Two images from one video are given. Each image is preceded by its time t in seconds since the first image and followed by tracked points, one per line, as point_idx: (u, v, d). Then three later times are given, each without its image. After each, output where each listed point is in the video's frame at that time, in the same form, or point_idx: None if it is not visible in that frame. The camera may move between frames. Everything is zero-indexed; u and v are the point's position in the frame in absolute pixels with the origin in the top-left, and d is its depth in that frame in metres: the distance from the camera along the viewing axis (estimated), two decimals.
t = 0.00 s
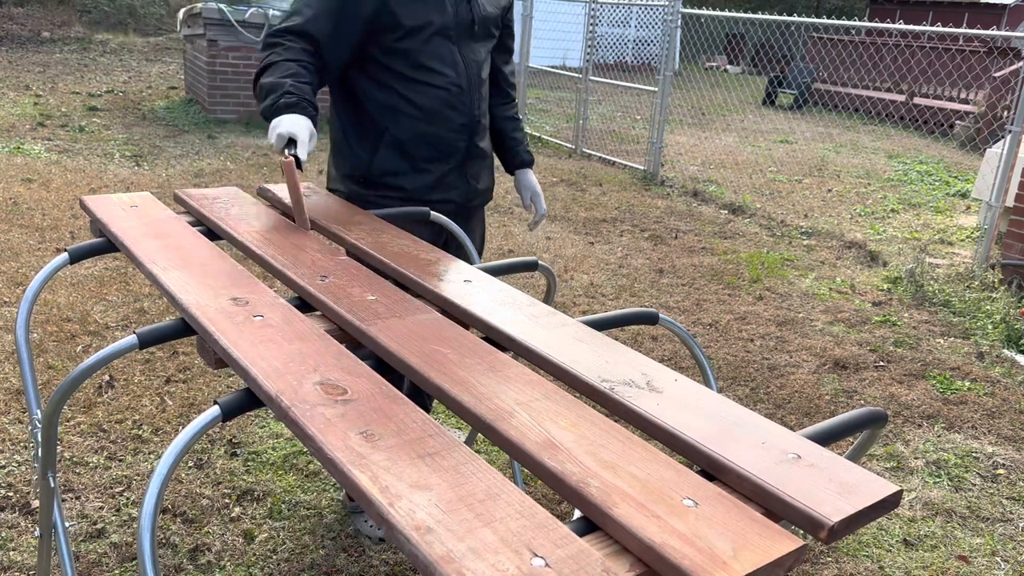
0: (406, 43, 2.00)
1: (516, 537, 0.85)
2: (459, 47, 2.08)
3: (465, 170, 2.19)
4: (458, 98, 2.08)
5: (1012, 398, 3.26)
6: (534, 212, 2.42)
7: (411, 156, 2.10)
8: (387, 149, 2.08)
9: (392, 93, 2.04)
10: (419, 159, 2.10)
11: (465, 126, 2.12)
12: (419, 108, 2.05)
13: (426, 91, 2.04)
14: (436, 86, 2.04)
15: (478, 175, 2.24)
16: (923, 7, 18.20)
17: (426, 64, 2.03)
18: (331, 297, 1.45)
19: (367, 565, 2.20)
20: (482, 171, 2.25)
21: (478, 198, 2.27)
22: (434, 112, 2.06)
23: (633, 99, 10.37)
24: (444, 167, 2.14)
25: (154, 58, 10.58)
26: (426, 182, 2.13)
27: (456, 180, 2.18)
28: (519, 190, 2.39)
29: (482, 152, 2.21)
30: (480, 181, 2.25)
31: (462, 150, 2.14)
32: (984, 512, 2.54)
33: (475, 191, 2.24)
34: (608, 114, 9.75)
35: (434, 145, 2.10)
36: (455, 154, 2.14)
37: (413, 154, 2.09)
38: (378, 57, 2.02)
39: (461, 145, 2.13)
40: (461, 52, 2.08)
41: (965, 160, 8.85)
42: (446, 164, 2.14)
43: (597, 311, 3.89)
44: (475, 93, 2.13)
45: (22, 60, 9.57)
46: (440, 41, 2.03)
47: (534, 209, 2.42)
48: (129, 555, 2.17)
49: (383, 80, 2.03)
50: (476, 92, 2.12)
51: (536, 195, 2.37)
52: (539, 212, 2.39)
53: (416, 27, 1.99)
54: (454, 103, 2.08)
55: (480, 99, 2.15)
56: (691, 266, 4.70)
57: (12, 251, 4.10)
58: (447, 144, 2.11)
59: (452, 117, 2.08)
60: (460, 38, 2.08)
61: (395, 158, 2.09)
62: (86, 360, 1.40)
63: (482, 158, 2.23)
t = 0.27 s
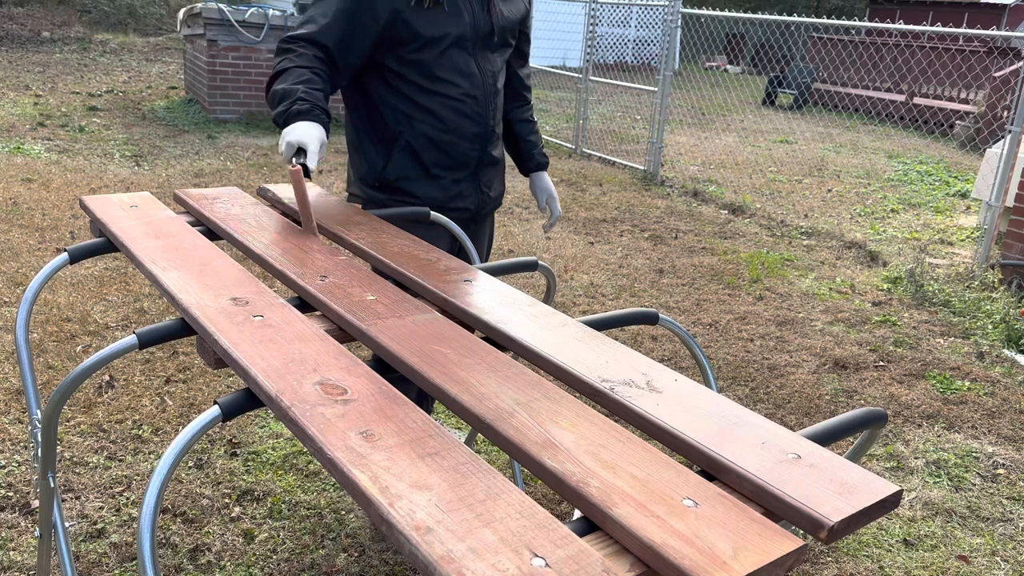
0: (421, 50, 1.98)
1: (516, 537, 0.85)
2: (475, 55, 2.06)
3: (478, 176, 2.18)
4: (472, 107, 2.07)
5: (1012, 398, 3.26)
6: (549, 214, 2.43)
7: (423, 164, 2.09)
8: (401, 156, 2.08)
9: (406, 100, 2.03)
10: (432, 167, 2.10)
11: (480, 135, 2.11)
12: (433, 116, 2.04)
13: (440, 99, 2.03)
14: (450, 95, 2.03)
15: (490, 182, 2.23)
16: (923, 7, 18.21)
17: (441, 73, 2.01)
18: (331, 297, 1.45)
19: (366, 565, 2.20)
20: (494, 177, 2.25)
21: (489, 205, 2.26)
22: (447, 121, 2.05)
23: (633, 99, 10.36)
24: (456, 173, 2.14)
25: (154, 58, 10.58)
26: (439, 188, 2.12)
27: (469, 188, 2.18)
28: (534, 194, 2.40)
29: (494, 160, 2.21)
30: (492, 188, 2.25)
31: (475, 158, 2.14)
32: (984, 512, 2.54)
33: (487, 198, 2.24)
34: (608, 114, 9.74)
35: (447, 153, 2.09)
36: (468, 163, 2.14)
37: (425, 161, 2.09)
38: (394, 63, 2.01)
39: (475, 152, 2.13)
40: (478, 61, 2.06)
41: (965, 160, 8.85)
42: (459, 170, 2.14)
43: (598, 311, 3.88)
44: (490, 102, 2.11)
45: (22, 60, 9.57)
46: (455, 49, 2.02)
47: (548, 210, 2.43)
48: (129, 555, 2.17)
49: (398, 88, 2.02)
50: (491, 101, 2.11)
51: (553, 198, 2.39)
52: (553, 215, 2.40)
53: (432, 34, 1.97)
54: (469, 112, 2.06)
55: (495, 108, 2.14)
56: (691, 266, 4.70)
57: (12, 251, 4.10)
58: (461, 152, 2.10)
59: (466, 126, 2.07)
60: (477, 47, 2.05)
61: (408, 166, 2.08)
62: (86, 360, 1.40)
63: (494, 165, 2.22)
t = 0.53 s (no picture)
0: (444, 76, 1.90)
1: (516, 537, 0.85)
2: (491, 69, 1.99)
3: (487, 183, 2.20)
4: (492, 123, 2.04)
5: (1012, 398, 3.26)
6: (538, 197, 2.42)
7: (443, 184, 2.07)
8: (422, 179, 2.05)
9: (428, 127, 1.97)
10: (451, 184, 2.08)
11: (496, 146, 2.09)
12: (455, 140, 2.00)
13: (463, 122, 1.98)
14: (472, 116, 1.98)
15: (497, 184, 2.25)
16: (923, 7, 18.21)
17: (465, 96, 1.95)
18: (331, 297, 1.45)
19: (367, 565, 2.20)
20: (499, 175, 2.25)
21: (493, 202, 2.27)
22: (469, 143, 2.01)
23: (633, 99, 10.37)
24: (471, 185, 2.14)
25: (154, 58, 10.58)
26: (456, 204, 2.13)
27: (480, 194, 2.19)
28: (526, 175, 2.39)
29: (502, 161, 2.20)
30: (496, 185, 2.26)
31: (489, 166, 2.13)
32: (984, 512, 2.54)
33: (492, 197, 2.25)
34: (608, 114, 9.75)
35: (466, 171, 2.07)
36: (483, 172, 2.13)
37: (444, 182, 2.07)
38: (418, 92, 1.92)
39: (490, 163, 2.12)
40: (494, 74, 2.00)
41: (965, 160, 8.85)
42: (474, 182, 2.14)
43: (598, 311, 3.89)
44: (504, 113, 2.08)
45: (22, 60, 9.58)
46: (476, 68, 1.95)
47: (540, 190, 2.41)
48: (129, 555, 2.17)
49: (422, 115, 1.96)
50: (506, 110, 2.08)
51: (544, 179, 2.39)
52: (545, 197, 2.39)
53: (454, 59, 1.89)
54: (488, 131, 2.03)
55: (508, 114, 2.10)
56: (691, 266, 4.70)
57: (12, 251, 4.10)
58: (479, 167, 2.09)
59: (486, 143, 2.05)
60: (493, 61, 1.99)
61: (429, 189, 2.06)
62: (86, 360, 1.40)
63: (501, 167, 2.23)
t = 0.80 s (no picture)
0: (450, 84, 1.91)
1: (516, 537, 0.85)
2: (494, 75, 2.00)
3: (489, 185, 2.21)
4: (494, 130, 2.05)
5: (1012, 398, 3.26)
6: (546, 196, 2.43)
7: (446, 189, 2.10)
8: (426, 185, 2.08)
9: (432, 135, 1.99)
10: (454, 189, 2.11)
11: (498, 151, 2.11)
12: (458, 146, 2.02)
13: (468, 130, 1.99)
14: (475, 123, 1.99)
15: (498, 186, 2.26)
16: (923, 8, 18.21)
17: (470, 104, 1.96)
18: (331, 297, 1.46)
19: (367, 565, 2.20)
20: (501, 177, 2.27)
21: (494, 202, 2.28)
22: (472, 149, 2.03)
23: (633, 99, 10.38)
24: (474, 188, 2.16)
25: (154, 58, 10.58)
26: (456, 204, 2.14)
27: (481, 197, 2.21)
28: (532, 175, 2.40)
29: (503, 165, 2.22)
30: (497, 186, 2.27)
31: (490, 171, 2.15)
32: (984, 512, 2.54)
33: (494, 198, 2.26)
34: (608, 114, 9.74)
35: (469, 176, 2.09)
36: (485, 176, 2.15)
37: (447, 187, 2.10)
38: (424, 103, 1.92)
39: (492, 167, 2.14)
40: (497, 81, 2.02)
41: (965, 160, 8.86)
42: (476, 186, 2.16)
43: (598, 311, 3.89)
44: (507, 118, 2.09)
45: (22, 60, 9.58)
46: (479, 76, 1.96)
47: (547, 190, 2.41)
48: (129, 555, 2.17)
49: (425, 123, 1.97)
50: (508, 116, 2.09)
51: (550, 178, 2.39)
52: (552, 197, 2.40)
53: (458, 67, 1.90)
54: (491, 136, 2.04)
55: (510, 119, 2.12)
56: (691, 266, 4.70)
57: (12, 251, 4.10)
58: (481, 172, 2.11)
59: (489, 149, 2.06)
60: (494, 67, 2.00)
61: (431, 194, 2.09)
62: (86, 360, 1.40)
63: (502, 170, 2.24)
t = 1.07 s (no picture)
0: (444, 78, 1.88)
1: (516, 537, 0.85)
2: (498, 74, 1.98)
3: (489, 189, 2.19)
4: (494, 131, 2.02)
5: (1012, 398, 3.26)
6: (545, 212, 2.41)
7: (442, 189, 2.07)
8: (421, 182, 2.06)
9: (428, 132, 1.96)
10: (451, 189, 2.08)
11: (498, 153, 2.08)
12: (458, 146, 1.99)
13: (464, 128, 1.96)
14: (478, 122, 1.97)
15: (500, 193, 2.24)
16: (923, 8, 18.21)
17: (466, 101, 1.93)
18: (331, 297, 1.46)
19: (367, 566, 2.20)
20: (503, 183, 2.24)
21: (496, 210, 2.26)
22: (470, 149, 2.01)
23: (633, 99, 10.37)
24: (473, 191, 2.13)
25: (154, 58, 10.58)
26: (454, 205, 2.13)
27: (481, 200, 2.18)
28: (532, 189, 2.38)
29: (505, 168, 2.18)
30: (500, 195, 2.24)
31: (491, 173, 2.12)
32: (984, 512, 2.54)
33: (495, 205, 2.23)
34: (608, 114, 9.75)
35: (469, 177, 2.07)
36: (485, 179, 2.12)
37: (445, 186, 2.07)
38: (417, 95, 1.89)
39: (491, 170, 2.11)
40: (499, 80, 1.99)
41: (965, 160, 8.86)
42: (476, 189, 2.14)
43: (598, 311, 3.89)
44: (509, 120, 2.07)
45: (22, 60, 9.58)
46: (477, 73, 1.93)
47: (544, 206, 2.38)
48: (129, 555, 2.17)
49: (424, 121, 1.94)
50: (509, 118, 2.06)
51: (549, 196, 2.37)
52: (549, 213, 2.38)
53: (455, 62, 1.87)
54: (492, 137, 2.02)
55: (512, 121, 2.09)
56: (691, 266, 4.70)
57: (12, 251, 4.10)
58: (480, 173, 2.08)
59: (488, 149, 2.04)
60: (499, 66, 1.98)
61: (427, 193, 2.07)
62: (86, 360, 1.40)
63: (503, 175, 2.22)
